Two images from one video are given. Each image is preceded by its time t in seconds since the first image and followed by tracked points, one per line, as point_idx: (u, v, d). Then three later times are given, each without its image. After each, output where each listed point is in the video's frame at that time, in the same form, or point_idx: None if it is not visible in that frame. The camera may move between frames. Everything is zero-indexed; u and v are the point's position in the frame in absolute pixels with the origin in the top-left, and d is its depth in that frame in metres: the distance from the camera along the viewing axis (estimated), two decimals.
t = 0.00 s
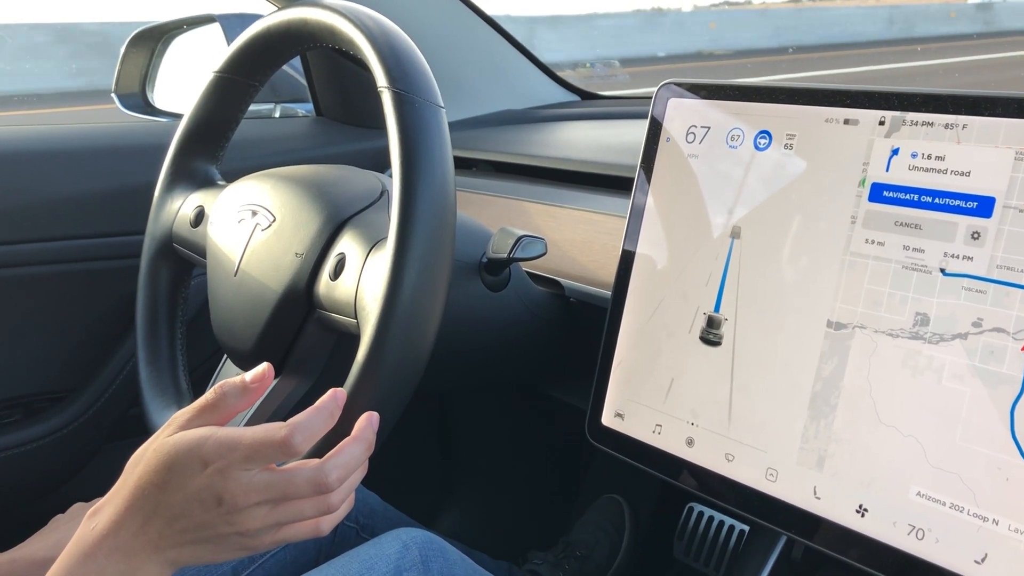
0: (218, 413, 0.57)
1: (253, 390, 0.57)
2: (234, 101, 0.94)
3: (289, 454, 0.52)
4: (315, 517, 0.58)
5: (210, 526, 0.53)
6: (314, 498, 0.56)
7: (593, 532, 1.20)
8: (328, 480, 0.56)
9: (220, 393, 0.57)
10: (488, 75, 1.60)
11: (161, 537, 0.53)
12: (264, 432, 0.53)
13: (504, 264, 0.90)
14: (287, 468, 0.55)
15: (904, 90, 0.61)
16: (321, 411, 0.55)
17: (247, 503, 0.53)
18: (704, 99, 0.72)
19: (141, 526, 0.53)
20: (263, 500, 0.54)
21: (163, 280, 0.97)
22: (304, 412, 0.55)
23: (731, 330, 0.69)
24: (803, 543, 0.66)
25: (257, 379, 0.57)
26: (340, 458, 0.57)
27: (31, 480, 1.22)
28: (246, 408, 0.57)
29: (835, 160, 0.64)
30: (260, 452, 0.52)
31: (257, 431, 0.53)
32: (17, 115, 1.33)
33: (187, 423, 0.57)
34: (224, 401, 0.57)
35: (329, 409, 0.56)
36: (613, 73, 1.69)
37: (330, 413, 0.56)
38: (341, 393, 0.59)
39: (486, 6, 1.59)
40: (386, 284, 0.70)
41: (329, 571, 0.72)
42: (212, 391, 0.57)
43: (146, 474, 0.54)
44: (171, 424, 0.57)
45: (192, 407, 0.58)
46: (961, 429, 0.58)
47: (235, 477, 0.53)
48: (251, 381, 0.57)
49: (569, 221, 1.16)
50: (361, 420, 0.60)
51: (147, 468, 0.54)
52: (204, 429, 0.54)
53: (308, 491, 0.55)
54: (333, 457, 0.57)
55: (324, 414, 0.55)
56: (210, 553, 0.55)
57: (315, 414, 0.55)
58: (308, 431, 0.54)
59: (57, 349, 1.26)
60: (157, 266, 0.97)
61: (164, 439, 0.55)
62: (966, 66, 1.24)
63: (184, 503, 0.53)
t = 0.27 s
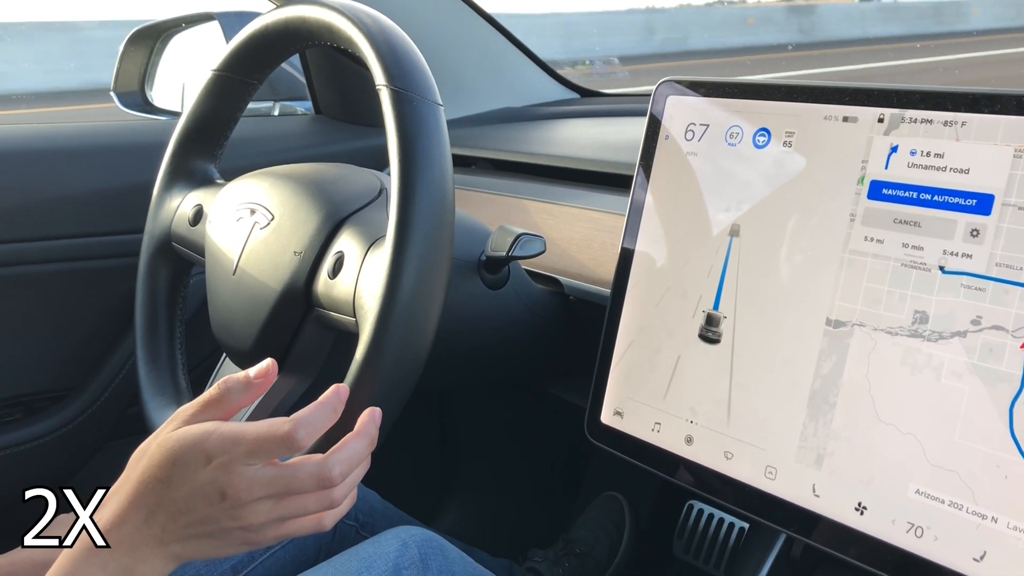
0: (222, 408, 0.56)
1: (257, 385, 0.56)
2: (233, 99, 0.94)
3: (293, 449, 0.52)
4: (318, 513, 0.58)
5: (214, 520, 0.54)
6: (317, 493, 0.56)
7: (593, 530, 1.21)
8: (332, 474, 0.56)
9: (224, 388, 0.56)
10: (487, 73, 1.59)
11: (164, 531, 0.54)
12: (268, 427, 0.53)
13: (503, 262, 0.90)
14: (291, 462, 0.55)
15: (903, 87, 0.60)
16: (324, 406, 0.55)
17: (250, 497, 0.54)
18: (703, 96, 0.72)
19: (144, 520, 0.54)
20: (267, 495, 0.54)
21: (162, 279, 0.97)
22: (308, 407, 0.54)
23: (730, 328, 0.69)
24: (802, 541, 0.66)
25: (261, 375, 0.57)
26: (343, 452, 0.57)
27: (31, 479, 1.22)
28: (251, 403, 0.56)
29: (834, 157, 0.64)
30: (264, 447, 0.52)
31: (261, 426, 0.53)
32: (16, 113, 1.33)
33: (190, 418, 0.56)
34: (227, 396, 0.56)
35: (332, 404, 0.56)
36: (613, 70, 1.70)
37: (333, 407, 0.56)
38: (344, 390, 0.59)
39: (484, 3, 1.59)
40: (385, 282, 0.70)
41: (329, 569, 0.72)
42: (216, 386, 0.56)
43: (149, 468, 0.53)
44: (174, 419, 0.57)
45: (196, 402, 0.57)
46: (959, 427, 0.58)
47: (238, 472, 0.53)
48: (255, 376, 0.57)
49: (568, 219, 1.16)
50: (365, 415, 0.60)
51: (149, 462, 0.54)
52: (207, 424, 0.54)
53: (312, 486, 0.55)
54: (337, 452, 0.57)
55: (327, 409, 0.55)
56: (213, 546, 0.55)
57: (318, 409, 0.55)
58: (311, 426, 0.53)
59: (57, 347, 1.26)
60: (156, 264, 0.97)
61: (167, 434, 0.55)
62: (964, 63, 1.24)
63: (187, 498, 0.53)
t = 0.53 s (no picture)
0: (237, 414, 0.57)
1: (270, 392, 0.56)
2: (231, 99, 0.94)
3: (309, 453, 0.53)
4: (330, 521, 0.58)
5: (225, 528, 0.54)
6: (330, 499, 0.56)
7: (594, 528, 1.21)
8: (346, 480, 0.56)
9: (238, 394, 0.57)
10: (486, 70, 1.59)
11: (174, 541, 0.53)
12: (283, 432, 0.54)
13: (503, 261, 0.90)
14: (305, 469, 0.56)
15: (902, 85, 0.60)
16: (342, 412, 0.54)
17: (263, 503, 0.54)
18: (702, 94, 0.72)
19: (154, 528, 0.54)
20: (280, 501, 0.54)
21: (161, 278, 0.97)
22: (325, 411, 0.54)
23: (730, 325, 0.69)
24: (802, 539, 0.66)
25: (276, 382, 0.56)
26: (358, 458, 0.56)
27: (32, 477, 1.22)
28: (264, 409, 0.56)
29: (833, 155, 0.64)
30: (278, 452, 0.53)
31: (277, 430, 0.53)
32: (15, 112, 1.33)
33: (204, 424, 0.57)
34: (241, 402, 0.57)
35: (352, 412, 0.55)
36: (612, 68, 1.71)
37: (352, 414, 0.55)
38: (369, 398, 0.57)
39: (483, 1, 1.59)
40: (386, 281, 0.70)
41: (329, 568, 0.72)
42: (230, 391, 0.56)
43: (162, 475, 0.54)
44: (188, 425, 0.58)
45: (210, 408, 0.58)
46: (959, 424, 0.58)
47: (252, 477, 0.53)
48: (268, 382, 0.57)
49: (568, 217, 1.16)
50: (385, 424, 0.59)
51: (163, 469, 0.54)
52: (222, 430, 0.54)
53: (325, 492, 0.55)
54: (352, 458, 0.57)
55: (345, 416, 0.55)
56: (222, 558, 0.55)
57: (336, 414, 0.54)
58: (327, 432, 0.54)
59: (57, 347, 1.26)
60: (155, 263, 0.97)
61: (181, 440, 0.55)
62: (963, 60, 1.24)
63: (199, 504, 0.53)
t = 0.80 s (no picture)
0: (229, 416, 0.57)
1: (263, 395, 0.57)
2: (225, 102, 0.95)
3: (303, 450, 0.53)
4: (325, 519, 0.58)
5: (219, 531, 0.54)
6: (324, 497, 0.57)
7: (587, 527, 1.23)
8: (340, 477, 0.56)
9: (230, 397, 0.57)
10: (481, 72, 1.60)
11: (167, 544, 0.54)
12: (276, 431, 0.54)
13: (495, 263, 0.91)
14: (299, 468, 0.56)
15: (885, 90, 0.61)
16: (337, 411, 0.55)
17: (257, 504, 0.54)
18: (691, 98, 0.72)
19: (148, 532, 0.54)
20: (274, 501, 0.55)
21: (157, 280, 0.97)
22: (317, 409, 0.54)
23: (717, 327, 0.70)
24: (788, 537, 0.67)
25: (268, 385, 0.57)
26: (352, 456, 0.56)
27: (30, 478, 1.23)
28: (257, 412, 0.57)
29: (818, 159, 0.65)
30: (271, 450, 0.53)
31: (269, 429, 0.54)
32: (12, 114, 1.33)
33: (198, 426, 0.58)
34: (234, 405, 0.57)
35: (347, 411, 0.55)
36: (606, 70, 1.72)
37: (345, 414, 0.55)
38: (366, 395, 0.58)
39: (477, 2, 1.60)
40: (378, 283, 0.70)
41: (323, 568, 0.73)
42: (223, 394, 0.57)
43: (155, 478, 0.55)
44: (181, 429, 0.58)
45: (204, 411, 0.58)
46: (940, 424, 0.59)
47: (245, 478, 0.54)
48: (261, 385, 0.57)
49: (561, 218, 1.17)
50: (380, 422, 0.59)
51: (156, 472, 0.55)
52: (214, 432, 0.55)
53: (320, 489, 0.56)
54: (346, 455, 0.57)
55: (339, 415, 0.55)
56: (215, 562, 0.56)
57: (331, 411, 0.54)
58: (321, 429, 0.54)
59: (54, 348, 1.27)
60: (150, 266, 0.97)
61: (175, 443, 0.56)
62: (953, 61, 1.25)
63: (193, 506, 0.54)
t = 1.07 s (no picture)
0: (236, 420, 0.58)
1: (270, 399, 0.58)
2: (225, 103, 0.95)
3: (309, 453, 0.55)
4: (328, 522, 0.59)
5: (223, 534, 0.54)
6: (328, 499, 0.58)
7: (587, 525, 1.23)
8: (344, 478, 0.57)
9: (238, 401, 0.58)
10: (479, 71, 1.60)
11: (171, 548, 0.54)
12: (282, 434, 0.56)
13: (496, 263, 0.91)
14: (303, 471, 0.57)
15: (884, 91, 0.62)
16: (339, 413, 0.57)
17: (262, 507, 0.55)
18: (690, 98, 0.73)
19: (151, 536, 0.54)
20: (279, 504, 0.55)
21: (157, 281, 0.98)
22: (321, 415, 0.56)
23: (718, 327, 0.70)
24: (789, 535, 0.67)
25: (275, 389, 0.59)
26: (354, 457, 0.58)
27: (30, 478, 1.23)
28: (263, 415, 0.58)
29: (818, 160, 0.65)
30: (278, 452, 0.55)
31: (275, 433, 0.55)
32: (12, 115, 1.33)
33: (204, 430, 0.58)
34: (241, 409, 0.58)
35: (347, 413, 0.58)
36: (603, 69, 1.73)
37: (346, 418, 0.57)
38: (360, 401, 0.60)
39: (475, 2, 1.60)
40: (379, 284, 0.71)
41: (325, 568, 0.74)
42: (231, 398, 0.58)
43: (160, 482, 0.55)
44: (187, 433, 0.59)
45: (209, 416, 0.59)
46: (939, 423, 0.60)
47: (251, 481, 0.54)
48: (268, 390, 0.59)
49: (561, 218, 1.18)
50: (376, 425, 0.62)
51: (161, 477, 0.55)
52: (220, 436, 0.56)
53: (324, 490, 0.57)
54: (348, 457, 0.58)
55: (342, 417, 0.57)
56: (219, 566, 0.55)
57: (333, 414, 0.57)
58: (326, 432, 0.56)
59: (53, 348, 1.27)
60: (151, 267, 0.97)
61: (180, 447, 0.57)
62: (950, 59, 1.26)
63: (198, 509, 0.54)
